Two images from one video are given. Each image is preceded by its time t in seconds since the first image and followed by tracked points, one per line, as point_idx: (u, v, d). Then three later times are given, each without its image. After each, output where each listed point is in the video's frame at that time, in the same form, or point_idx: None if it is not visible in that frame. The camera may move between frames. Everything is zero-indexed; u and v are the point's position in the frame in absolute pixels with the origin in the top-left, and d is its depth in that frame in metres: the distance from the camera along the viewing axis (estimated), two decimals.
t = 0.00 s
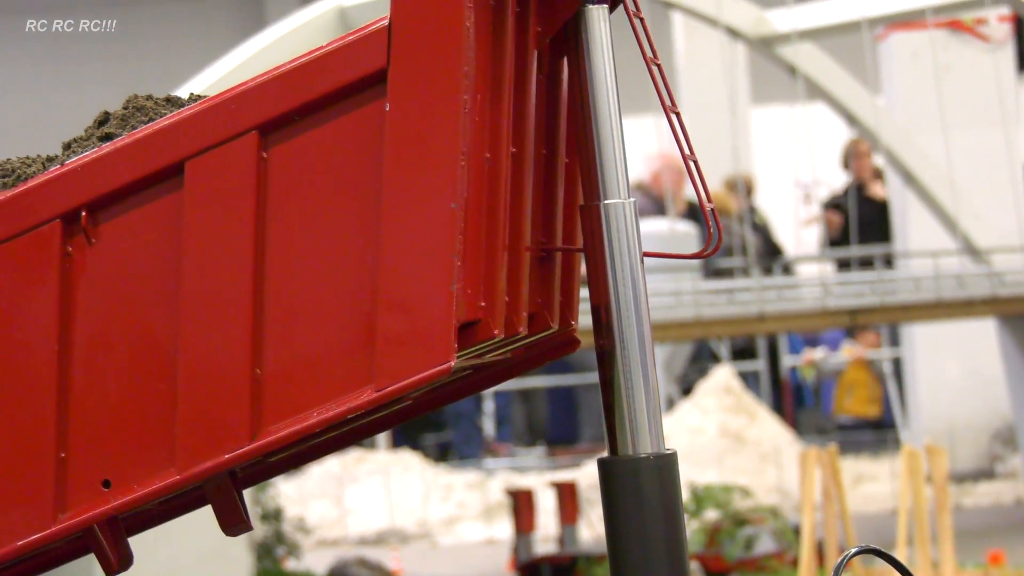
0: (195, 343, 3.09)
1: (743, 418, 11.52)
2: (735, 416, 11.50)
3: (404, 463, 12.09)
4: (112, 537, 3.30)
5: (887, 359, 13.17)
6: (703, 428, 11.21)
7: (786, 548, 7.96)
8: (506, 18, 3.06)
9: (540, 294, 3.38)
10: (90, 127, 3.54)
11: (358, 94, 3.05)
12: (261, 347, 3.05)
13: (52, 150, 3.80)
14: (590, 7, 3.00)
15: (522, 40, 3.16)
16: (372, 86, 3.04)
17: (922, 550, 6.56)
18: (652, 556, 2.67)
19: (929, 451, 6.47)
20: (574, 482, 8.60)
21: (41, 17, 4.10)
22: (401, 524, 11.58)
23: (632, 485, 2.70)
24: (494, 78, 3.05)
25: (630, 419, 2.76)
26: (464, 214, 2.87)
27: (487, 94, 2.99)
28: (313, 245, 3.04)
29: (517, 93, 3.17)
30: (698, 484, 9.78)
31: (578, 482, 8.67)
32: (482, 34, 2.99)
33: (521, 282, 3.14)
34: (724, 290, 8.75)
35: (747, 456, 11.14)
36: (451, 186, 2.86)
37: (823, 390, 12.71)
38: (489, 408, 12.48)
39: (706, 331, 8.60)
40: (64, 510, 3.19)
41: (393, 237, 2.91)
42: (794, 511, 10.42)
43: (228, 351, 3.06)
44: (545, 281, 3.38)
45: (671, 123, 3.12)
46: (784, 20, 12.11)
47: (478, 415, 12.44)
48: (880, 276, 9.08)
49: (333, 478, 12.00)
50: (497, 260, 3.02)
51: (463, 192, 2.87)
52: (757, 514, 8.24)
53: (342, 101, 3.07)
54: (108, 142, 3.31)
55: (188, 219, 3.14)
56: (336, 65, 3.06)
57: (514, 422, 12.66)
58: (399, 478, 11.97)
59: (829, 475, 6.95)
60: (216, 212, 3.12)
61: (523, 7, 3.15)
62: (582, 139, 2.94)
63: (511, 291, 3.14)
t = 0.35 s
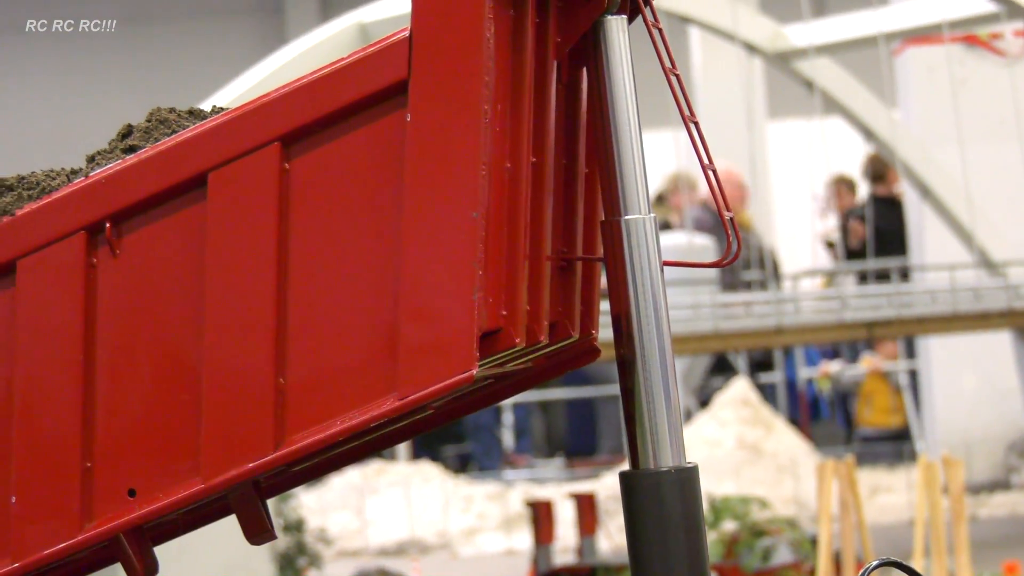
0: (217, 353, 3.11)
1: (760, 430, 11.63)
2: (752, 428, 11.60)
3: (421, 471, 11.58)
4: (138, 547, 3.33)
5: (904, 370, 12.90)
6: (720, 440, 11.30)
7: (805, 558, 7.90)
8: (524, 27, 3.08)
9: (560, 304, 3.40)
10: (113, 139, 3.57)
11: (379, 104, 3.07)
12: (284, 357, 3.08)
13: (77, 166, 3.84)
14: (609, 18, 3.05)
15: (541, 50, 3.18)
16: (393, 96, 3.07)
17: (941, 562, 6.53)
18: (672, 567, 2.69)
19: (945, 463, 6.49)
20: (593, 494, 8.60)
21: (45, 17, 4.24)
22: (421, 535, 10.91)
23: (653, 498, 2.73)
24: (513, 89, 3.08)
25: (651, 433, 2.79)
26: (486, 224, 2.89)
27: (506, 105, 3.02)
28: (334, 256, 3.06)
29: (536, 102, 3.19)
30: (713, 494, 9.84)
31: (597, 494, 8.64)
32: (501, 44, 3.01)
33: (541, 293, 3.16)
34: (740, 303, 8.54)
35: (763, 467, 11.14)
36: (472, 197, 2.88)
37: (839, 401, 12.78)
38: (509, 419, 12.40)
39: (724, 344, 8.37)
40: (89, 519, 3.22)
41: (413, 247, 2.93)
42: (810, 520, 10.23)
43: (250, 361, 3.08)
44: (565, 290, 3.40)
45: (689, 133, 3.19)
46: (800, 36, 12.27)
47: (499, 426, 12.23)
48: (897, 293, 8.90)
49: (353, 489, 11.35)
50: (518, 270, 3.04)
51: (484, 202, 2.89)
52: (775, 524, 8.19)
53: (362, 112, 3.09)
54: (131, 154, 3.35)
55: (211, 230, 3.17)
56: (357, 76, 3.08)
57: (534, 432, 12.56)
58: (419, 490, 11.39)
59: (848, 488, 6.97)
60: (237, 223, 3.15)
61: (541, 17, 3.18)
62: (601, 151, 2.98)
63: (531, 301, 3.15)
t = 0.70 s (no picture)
0: (261, 355, 3.32)
1: (769, 433, 11.76)
2: (761, 431, 11.74)
3: (451, 470, 12.63)
4: (186, 541, 3.53)
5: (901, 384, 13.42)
6: (731, 442, 11.42)
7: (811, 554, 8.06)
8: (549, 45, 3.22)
9: (584, 308, 3.60)
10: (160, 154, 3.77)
11: (413, 121, 3.28)
12: (325, 359, 3.29)
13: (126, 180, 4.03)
14: (629, 38, 3.27)
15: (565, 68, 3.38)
16: (428, 115, 3.27)
17: (935, 557, 6.72)
18: (691, 561, 2.89)
19: (945, 464, 6.67)
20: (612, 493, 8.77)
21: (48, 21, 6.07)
22: (449, 532, 11.95)
23: (674, 499, 2.93)
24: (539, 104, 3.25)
25: (671, 438, 2.99)
26: (514, 234, 3.09)
27: (533, 123, 3.22)
28: (372, 265, 3.27)
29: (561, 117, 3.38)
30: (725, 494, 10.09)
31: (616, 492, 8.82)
32: (528, 65, 3.21)
33: (566, 299, 3.36)
34: (752, 315, 9.29)
35: (772, 468, 11.36)
36: (501, 209, 3.08)
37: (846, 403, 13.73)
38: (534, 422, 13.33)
39: (736, 351, 9.14)
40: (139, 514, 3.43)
41: (446, 256, 3.13)
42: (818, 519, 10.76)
43: (292, 364, 3.29)
44: (589, 295, 3.60)
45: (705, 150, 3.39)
46: (806, 61, 14.46)
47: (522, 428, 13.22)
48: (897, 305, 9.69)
49: (385, 489, 12.54)
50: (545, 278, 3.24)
51: (512, 214, 3.10)
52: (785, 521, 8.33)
53: (396, 129, 3.30)
54: (178, 168, 3.56)
55: (254, 240, 3.38)
56: (391, 95, 3.29)
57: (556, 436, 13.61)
58: (446, 488, 12.42)
59: (852, 487, 7.15)
60: (279, 234, 3.35)
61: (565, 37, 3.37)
62: (624, 168, 3.18)
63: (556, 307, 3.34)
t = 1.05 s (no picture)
0: (302, 351, 3.54)
1: (780, 431, 11.90)
2: (772, 429, 11.90)
3: (480, 464, 12.69)
4: (232, 527, 3.77)
5: (907, 380, 14.22)
6: (744, 438, 11.69)
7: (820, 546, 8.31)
8: (574, 59, 3.43)
9: (606, 306, 3.82)
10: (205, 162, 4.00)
11: (446, 128, 3.49)
12: (362, 355, 3.50)
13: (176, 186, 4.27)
14: (649, 52, 3.48)
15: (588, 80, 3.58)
16: (459, 124, 3.48)
17: (939, 550, 6.90)
18: (709, 551, 3.11)
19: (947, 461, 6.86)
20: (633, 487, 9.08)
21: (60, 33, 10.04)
22: (479, 523, 12.25)
23: (692, 491, 3.15)
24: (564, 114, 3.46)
25: (690, 434, 3.20)
26: (541, 235, 3.30)
27: (560, 130, 3.42)
28: (406, 265, 3.48)
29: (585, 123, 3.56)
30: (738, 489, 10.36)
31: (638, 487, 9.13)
32: (555, 75, 3.40)
33: (591, 297, 3.57)
34: (764, 319, 9.51)
35: (782, 464, 11.50)
36: (529, 213, 3.28)
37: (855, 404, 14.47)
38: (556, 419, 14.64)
39: (749, 356, 9.40)
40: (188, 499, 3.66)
41: (477, 257, 3.34)
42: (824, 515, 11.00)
43: (332, 360, 3.51)
44: (611, 294, 3.82)
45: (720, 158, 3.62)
46: (816, 81, 12.97)
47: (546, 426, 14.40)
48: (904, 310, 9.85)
49: (418, 483, 12.47)
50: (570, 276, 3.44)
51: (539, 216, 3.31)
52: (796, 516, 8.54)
53: (430, 136, 3.51)
54: (224, 174, 3.79)
55: (296, 242, 3.59)
56: (424, 105, 3.50)
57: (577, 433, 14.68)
58: (477, 482, 12.48)
59: (860, 485, 7.31)
60: (320, 236, 3.57)
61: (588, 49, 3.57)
62: (645, 177, 3.39)
63: (582, 306, 3.55)
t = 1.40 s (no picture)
0: (340, 347, 3.70)
1: (792, 430, 12.13)
2: (785, 428, 12.12)
3: (511, 460, 14.14)
4: (276, 513, 3.96)
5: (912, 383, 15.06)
6: (758, 436, 11.87)
7: (831, 538, 8.74)
8: (600, 74, 3.60)
9: (628, 306, 4.03)
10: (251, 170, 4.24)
11: (479, 136, 3.65)
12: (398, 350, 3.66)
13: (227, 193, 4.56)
14: (669, 66, 3.69)
15: (612, 92, 3.77)
16: (492, 133, 3.65)
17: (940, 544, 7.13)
18: (727, 537, 3.34)
19: (949, 458, 7.07)
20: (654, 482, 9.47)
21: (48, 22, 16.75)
22: (508, 514, 13.42)
23: (710, 484, 3.37)
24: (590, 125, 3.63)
25: (709, 430, 3.43)
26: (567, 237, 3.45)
27: (586, 137, 3.58)
28: (440, 265, 3.65)
29: (610, 132, 3.75)
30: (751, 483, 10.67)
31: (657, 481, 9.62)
32: (580, 85, 3.57)
33: (615, 296, 3.75)
34: (777, 324, 9.87)
35: (794, 461, 11.74)
36: (557, 214, 3.43)
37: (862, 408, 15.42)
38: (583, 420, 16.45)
39: (762, 358, 9.78)
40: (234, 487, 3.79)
41: (507, 256, 3.49)
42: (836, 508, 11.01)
43: (371, 357, 3.66)
44: (633, 295, 4.03)
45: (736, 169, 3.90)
46: (828, 100, 13.70)
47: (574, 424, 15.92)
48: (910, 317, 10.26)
49: (452, 475, 13.97)
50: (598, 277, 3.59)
51: (565, 217, 3.45)
52: (806, 509, 8.73)
53: (463, 144, 3.68)
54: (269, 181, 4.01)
55: (337, 244, 3.75)
56: (458, 112, 3.66)
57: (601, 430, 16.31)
58: (507, 475, 13.92)
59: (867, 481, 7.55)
60: (358, 237, 3.72)
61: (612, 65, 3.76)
62: (666, 186, 3.61)
63: (607, 306, 3.74)
